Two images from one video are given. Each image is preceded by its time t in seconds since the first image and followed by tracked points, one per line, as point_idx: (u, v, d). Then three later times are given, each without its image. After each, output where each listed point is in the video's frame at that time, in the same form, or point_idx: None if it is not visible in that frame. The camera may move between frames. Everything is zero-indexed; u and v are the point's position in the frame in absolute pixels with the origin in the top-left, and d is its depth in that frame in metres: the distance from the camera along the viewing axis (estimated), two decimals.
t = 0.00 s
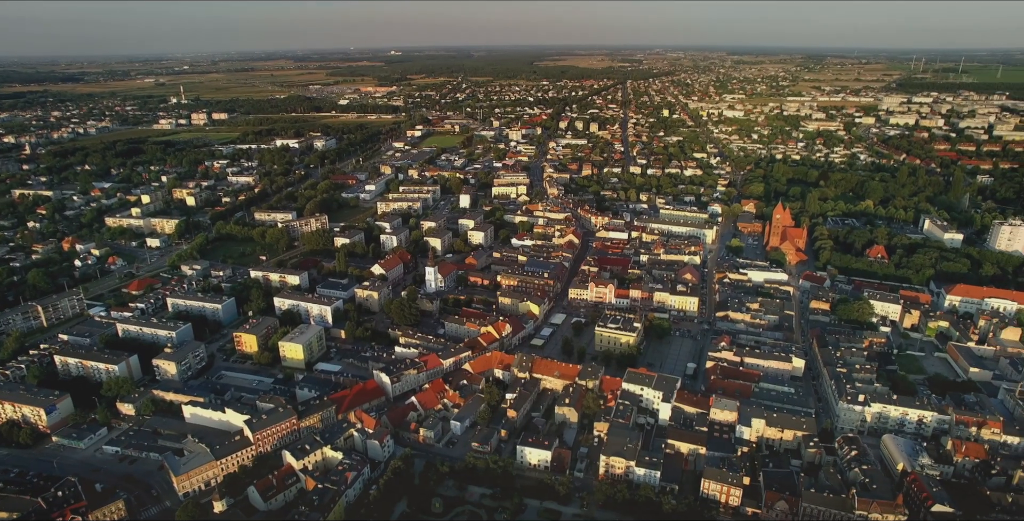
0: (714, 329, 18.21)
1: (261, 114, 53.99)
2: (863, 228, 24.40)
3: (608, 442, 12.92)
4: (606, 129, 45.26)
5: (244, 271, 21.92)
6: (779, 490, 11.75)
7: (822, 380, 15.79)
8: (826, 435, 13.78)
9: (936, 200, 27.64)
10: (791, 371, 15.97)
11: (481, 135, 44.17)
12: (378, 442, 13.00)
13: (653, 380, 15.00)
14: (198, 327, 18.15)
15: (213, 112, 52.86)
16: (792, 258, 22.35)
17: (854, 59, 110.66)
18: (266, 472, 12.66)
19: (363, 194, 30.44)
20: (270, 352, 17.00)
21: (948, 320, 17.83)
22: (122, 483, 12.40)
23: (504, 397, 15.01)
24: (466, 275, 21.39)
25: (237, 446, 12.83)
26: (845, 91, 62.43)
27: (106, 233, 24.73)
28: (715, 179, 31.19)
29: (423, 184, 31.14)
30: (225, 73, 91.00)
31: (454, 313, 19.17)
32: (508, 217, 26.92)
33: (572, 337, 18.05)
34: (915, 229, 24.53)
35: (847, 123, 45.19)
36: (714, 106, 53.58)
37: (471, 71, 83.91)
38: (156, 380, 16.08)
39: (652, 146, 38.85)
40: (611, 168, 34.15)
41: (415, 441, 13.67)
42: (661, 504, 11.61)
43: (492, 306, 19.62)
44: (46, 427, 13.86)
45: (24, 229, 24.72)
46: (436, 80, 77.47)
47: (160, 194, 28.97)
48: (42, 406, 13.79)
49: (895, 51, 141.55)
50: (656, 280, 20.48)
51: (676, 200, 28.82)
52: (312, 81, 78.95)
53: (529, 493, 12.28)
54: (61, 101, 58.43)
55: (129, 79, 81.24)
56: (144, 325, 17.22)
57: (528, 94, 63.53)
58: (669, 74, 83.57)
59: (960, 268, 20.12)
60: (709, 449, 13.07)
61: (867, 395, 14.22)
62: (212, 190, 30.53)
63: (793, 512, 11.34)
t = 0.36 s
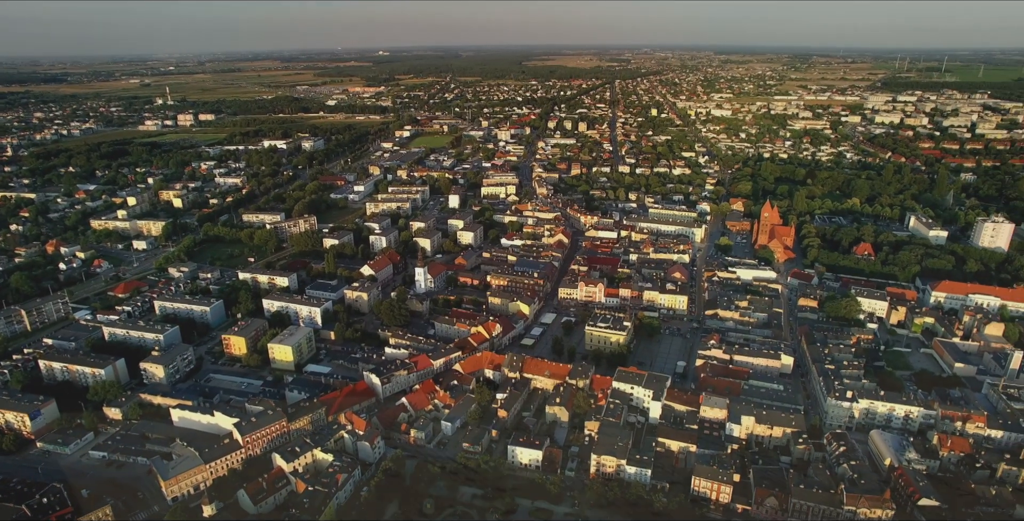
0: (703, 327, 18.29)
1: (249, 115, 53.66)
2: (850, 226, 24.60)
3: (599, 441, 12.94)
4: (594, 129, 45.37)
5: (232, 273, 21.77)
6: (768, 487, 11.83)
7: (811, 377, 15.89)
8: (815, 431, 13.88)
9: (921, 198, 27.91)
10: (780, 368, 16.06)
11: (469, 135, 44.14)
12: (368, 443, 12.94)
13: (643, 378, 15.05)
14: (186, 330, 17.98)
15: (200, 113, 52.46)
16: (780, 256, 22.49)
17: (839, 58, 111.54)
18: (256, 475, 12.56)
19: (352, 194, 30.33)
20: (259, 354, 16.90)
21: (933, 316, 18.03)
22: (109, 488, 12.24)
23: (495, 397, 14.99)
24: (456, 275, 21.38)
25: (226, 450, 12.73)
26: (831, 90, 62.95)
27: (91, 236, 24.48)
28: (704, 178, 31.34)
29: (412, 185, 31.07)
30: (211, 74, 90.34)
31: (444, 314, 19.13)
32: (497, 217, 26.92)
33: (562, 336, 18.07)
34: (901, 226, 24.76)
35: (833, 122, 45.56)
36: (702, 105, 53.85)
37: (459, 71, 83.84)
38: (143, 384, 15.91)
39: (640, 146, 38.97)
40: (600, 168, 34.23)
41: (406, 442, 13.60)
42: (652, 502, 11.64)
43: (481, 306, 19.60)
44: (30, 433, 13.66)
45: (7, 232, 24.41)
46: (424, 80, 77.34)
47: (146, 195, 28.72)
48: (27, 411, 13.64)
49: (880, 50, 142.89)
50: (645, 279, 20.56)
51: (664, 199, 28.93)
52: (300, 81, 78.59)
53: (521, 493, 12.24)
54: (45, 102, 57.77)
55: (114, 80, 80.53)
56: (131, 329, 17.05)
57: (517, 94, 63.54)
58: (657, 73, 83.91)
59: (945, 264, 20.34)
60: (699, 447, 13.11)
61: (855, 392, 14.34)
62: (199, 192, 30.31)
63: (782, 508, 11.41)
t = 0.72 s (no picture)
0: (693, 326, 18.37)
1: (235, 115, 53.31)
2: (837, 224, 24.79)
3: (589, 441, 12.96)
4: (583, 129, 45.47)
5: (220, 275, 21.61)
6: (758, 485, 11.90)
7: (799, 374, 15.99)
8: (804, 428, 13.97)
9: (906, 196, 28.19)
10: (769, 366, 16.15)
11: (458, 135, 44.09)
12: (358, 445, 12.88)
13: (633, 377, 15.10)
14: (174, 333, 17.81)
15: (186, 114, 52.04)
16: (768, 254, 22.62)
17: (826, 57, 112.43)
18: (246, 478, 12.46)
19: (340, 195, 30.20)
20: (247, 357, 16.79)
21: (919, 312, 18.22)
22: (96, 494, 12.08)
23: (485, 398, 14.96)
24: (445, 275, 21.34)
25: (215, 453, 12.64)
26: (817, 89, 63.47)
27: (76, 239, 24.22)
28: (692, 177, 31.48)
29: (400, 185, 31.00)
30: (197, 74, 89.57)
31: (434, 314, 19.09)
32: (486, 218, 26.90)
33: (552, 336, 18.08)
34: (887, 224, 24.99)
35: (820, 121, 45.91)
36: (690, 104, 54.09)
37: (447, 71, 83.71)
38: (130, 388, 15.75)
39: (629, 145, 39.08)
40: (589, 167, 34.30)
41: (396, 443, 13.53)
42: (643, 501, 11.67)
43: (471, 306, 19.58)
44: (13, 439, 13.44)
45: None
46: (413, 80, 77.20)
47: (132, 198, 28.47)
48: (10, 417, 13.46)
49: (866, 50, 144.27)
50: (635, 278, 20.62)
51: (653, 198, 29.04)
52: (287, 82, 78.13)
53: (512, 493, 12.21)
54: (27, 103, 57.08)
55: (98, 81, 79.83)
56: (117, 332, 16.89)
57: (505, 94, 63.54)
58: (645, 73, 84.20)
59: (930, 261, 20.56)
60: (689, 445, 13.16)
61: (842, 388, 14.46)
62: (186, 193, 30.09)
63: (772, 505, 11.48)
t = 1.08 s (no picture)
0: (682, 325, 18.46)
1: (222, 116, 52.97)
2: (823, 222, 25.01)
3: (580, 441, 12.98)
4: (571, 129, 45.58)
5: (207, 278, 21.45)
6: (747, 481, 11.97)
7: (787, 371, 16.10)
8: (792, 425, 14.07)
9: (891, 194, 28.49)
10: (757, 363, 16.26)
11: (446, 136, 44.06)
12: (348, 447, 12.82)
13: (622, 376, 15.16)
14: (161, 336, 17.65)
15: (171, 115, 51.60)
16: (755, 252, 22.76)
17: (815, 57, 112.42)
18: (235, 482, 12.35)
19: (328, 196, 30.08)
20: (235, 360, 16.67)
21: (904, 309, 18.42)
22: (82, 499, 11.92)
23: (475, 398, 14.95)
24: (434, 276, 21.31)
25: (203, 457, 12.50)
26: (803, 88, 64.02)
27: (60, 242, 23.94)
28: (680, 176, 31.64)
29: (389, 186, 30.92)
30: (182, 75, 88.87)
31: (424, 315, 19.04)
32: (475, 218, 26.90)
33: (542, 335, 18.10)
34: (872, 222, 25.23)
35: (805, 120, 46.27)
36: (677, 103, 54.37)
37: (436, 71, 83.60)
38: (116, 392, 15.58)
39: (617, 145, 39.20)
40: (577, 167, 34.38)
41: (386, 444, 13.47)
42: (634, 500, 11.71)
43: (461, 306, 19.56)
44: None
45: None
46: (400, 81, 77.03)
47: (117, 200, 28.20)
48: None
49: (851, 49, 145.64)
50: (624, 277, 20.69)
51: (641, 197, 29.16)
52: (273, 83, 77.67)
53: (503, 493, 12.16)
54: (8, 104, 56.33)
55: (81, 81, 78.89)
56: (102, 336, 16.72)
57: (493, 94, 63.55)
58: (632, 73, 84.52)
59: (915, 259, 20.80)
60: (679, 443, 13.21)
61: (830, 385, 14.59)
62: (172, 195, 29.85)
63: (761, 502, 11.55)
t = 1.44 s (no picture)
0: (670, 323, 18.53)
1: (208, 118, 52.58)
2: (810, 220, 25.21)
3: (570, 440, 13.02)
4: (559, 128, 45.65)
5: (194, 280, 21.30)
6: (736, 479, 12.05)
7: (775, 368, 16.21)
8: (780, 421, 14.16)
9: (876, 192, 28.75)
10: (746, 361, 16.36)
11: (434, 136, 44.00)
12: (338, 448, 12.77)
13: (612, 375, 15.18)
14: (147, 339, 17.50)
15: (156, 117, 51.15)
16: (743, 250, 22.90)
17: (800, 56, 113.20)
18: (224, 485, 12.26)
19: (316, 197, 29.95)
20: (223, 362, 16.56)
21: (890, 306, 18.60)
22: (68, 505, 11.79)
23: (465, 398, 14.93)
24: (423, 276, 21.27)
25: (191, 460, 12.39)
26: (789, 87, 64.51)
27: (43, 245, 23.67)
28: (667, 175, 31.78)
29: (377, 187, 30.82)
30: (167, 76, 88.08)
31: (413, 315, 19.00)
32: (463, 218, 26.88)
33: (531, 335, 18.11)
34: (858, 219, 25.47)
35: (792, 119, 46.58)
36: (664, 103, 54.59)
37: (423, 71, 83.43)
38: (102, 397, 15.42)
39: (605, 144, 39.30)
40: (565, 167, 34.44)
41: (376, 444, 13.42)
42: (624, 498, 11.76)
43: (450, 307, 19.53)
44: None
45: None
46: (388, 81, 76.81)
47: (101, 202, 27.91)
48: None
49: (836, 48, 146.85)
50: (612, 276, 20.75)
51: (629, 196, 29.25)
52: (260, 84, 77.19)
53: (494, 492, 12.16)
54: None
55: (63, 82, 77.96)
56: (87, 340, 16.55)
57: (481, 94, 63.51)
58: (620, 72, 84.74)
59: (900, 256, 21.02)
60: (669, 441, 13.27)
61: (817, 381, 14.70)
62: (157, 197, 29.60)
63: (750, 498, 11.63)
